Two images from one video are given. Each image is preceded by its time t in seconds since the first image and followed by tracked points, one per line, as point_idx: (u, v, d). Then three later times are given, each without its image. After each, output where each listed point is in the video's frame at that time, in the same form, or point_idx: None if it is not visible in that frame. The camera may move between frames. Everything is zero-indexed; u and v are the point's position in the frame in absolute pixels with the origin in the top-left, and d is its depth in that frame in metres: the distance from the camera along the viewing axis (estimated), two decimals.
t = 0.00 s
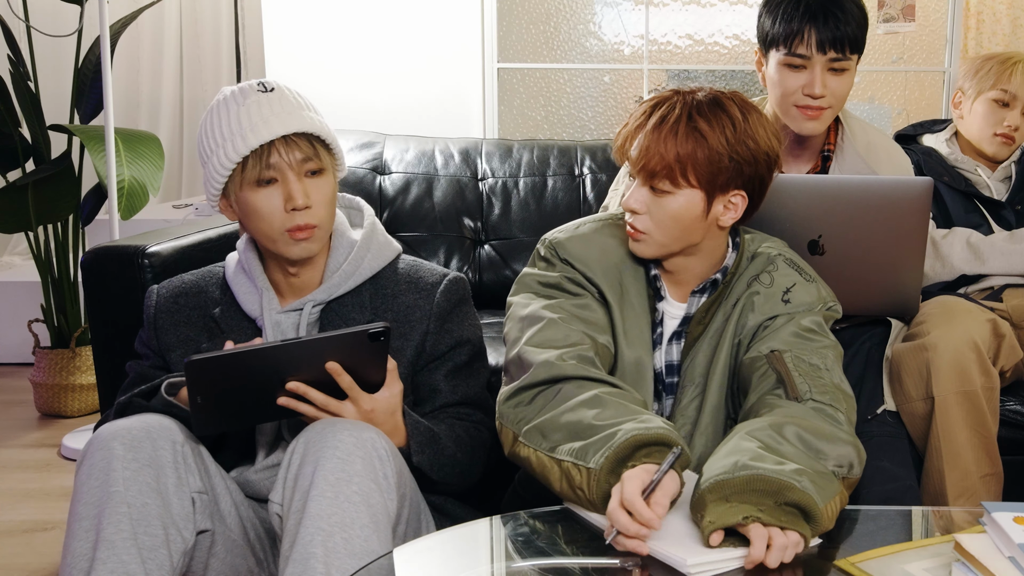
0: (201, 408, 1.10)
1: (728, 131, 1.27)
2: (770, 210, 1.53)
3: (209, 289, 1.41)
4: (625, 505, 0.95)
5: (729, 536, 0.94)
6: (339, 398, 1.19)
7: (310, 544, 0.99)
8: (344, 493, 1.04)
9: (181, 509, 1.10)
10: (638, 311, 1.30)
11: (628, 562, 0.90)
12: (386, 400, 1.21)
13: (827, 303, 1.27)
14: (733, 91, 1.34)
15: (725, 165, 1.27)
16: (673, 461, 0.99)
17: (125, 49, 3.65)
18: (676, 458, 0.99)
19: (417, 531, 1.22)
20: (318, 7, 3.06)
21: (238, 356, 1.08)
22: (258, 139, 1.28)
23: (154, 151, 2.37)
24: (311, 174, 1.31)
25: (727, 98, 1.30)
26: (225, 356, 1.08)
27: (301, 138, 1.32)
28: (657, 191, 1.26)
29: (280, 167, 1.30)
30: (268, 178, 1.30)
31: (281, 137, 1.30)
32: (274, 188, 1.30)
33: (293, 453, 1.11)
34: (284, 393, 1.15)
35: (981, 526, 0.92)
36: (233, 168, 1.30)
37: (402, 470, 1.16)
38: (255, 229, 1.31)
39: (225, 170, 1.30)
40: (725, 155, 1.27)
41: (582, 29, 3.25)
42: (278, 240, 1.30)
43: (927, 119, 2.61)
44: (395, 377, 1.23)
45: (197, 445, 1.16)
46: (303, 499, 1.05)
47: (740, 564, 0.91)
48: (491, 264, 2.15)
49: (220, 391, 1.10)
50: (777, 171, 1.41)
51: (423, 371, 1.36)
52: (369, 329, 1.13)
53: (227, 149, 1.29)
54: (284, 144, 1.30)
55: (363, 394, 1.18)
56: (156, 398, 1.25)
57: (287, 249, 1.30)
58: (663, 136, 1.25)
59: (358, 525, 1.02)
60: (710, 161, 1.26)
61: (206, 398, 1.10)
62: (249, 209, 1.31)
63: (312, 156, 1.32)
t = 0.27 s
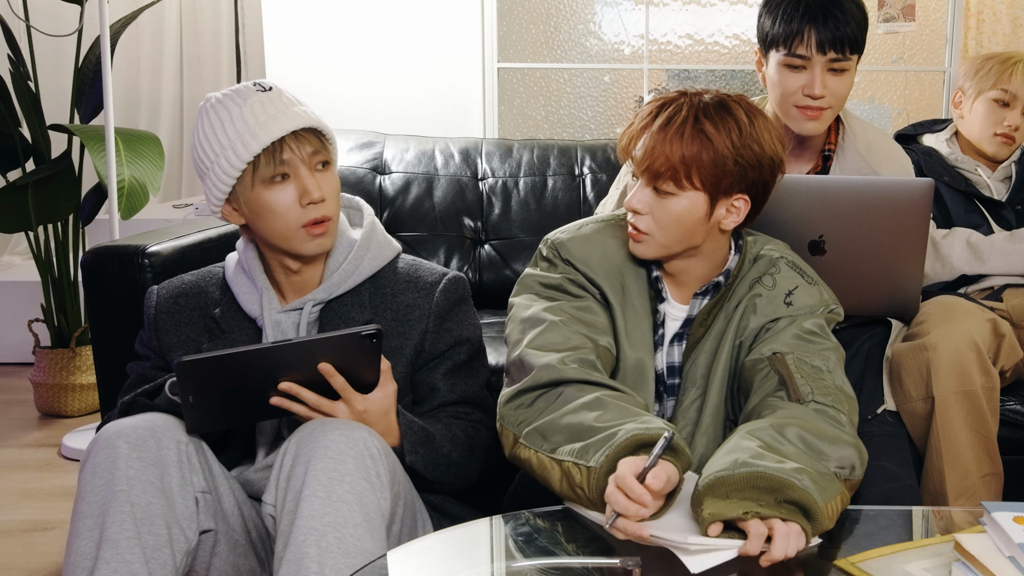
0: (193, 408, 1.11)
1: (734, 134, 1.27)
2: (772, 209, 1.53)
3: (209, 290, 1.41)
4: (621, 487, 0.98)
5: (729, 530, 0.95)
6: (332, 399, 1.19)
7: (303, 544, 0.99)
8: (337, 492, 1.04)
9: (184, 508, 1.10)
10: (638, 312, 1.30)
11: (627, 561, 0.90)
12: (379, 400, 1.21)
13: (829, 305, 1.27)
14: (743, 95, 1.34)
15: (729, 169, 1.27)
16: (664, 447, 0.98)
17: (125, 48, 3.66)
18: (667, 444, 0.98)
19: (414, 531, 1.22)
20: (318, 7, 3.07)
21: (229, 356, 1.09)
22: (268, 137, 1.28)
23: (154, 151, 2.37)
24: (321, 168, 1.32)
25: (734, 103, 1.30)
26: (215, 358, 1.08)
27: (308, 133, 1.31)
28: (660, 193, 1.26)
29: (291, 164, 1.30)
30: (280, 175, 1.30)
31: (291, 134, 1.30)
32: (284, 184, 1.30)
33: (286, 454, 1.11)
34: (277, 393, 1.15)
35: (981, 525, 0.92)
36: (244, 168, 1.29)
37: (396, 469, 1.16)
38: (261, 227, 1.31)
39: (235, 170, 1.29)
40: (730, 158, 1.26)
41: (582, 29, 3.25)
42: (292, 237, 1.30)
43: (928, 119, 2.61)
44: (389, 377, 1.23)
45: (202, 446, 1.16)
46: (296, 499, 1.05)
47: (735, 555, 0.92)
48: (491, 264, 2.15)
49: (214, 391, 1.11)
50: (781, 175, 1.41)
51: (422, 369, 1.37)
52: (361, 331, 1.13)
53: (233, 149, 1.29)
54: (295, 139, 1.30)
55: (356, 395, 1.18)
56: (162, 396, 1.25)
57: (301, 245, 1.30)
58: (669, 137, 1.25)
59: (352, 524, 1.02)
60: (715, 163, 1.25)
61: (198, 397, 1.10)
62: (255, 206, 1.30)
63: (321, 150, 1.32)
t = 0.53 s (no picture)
0: (198, 409, 1.11)
1: (735, 137, 1.27)
2: (771, 209, 1.53)
3: (208, 291, 1.41)
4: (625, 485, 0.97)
5: (725, 527, 0.94)
6: (337, 399, 1.19)
7: (307, 543, 0.99)
8: (342, 492, 1.04)
9: (181, 508, 1.11)
10: (640, 313, 1.30)
11: (628, 561, 0.90)
12: (384, 400, 1.21)
13: (833, 308, 1.27)
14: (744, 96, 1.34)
15: (731, 171, 1.26)
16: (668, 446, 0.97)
17: (125, 48, 3.66)
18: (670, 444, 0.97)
19: (415, 531, 1.22)
20: (318, 7, 3.07)
21: (235, 356, 1.08)
22: (275, 136, 1.27)
23: (154, 150, 2.37)
24: (325, 168, 1.32)
25: (736, 105, 1.30)
26: (223, 357, 1.08)
27: (314, 133, 1.32)
28: (661, 196, 1.26)
29: (297, 163, 1.30)
30: (286, 174, 1.30)
31: (297, 133, 1.30)
32: (287, 184, 1.30)
33: (290, 453, 1.11)
34: (282, 393, 1.15)
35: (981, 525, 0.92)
36: (250, 168, 1.29)
37: (400, 470, 1.15)
38: (265, 226, 1.31)
39: (241, 168, 1.28)
40: (732, 160, 1.26)
41: (582, 29, 3.25)
42: (297, 236, 1.29)
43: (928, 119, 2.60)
44: (393, 377, 1.23)
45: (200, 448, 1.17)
46: (301, 499, 1.05)
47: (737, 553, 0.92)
48: (491, 263, 2.15)
49: (218, 391, 1.10)
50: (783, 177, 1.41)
51: (423, 369, 1.37)
52: (366, 330, 1.13)
53: (240, 149, 1.28)
54: (301, 139, 1.31)
55: (361, 394, 1.18)
56: (151, 398, 1.26)
57: (306, 244, 1.30)
58: (670, 140, 1.25)
59: (357, 523, 1.02)
60: (717, 166, 1.25)
61: (204, 398, 1.10)
62: (259, 205, 1.30)
63: (326, 150, 1.33)
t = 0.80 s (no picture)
0: (200, 409, 1.11)
1: (743, 137, 1.27)
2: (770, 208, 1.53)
3: (208, 289, 1.41)
4: (642, 499, 0.96)
5: (724, 529, 0.94)
6: (339, 399, 1.19)
7: (308, 543, 0.99)
8: (344, 492, 1.04)
9: (179, 508, 1.11)
10: (646, 312, 1.30)
11: (628, 561, 0.90)
12: (385, 399, 1.21)
13: (834, 309, 1.27)
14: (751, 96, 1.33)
15: (739, 172, 1.26)
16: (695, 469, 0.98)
17: (125, 48, 3.66)
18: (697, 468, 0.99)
19: (416, 531, 1.22)
20: (317, 7, 3.07)
21: (238, 355, 1.08)
22: (275, 136, 1.28)
23: (155, 150, 2.37)
24: (324, 169, 1.32)
25: (744, 105, 1.29)
26: (228, 356, 1.08)
27: (314, 133, 1.32)
28: (668, 197, 1.26)
29: (297, 163, 1.30)
30: (285, 174, 1.30)
31: (297, 132, 1.30)
32: (289, 184, 1.30)
33: (292, 452, 1.11)
34: (284, 393, 1.15)
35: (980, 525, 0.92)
36: (249, 167, 1.29)
37: (402, 470, 1.16)
38: (268, 226, 1.31)
39: (241, 166, 1.29)
40: (739, 161, 1.26)
41: (582, 28, 3.25)
42: (297, 236, 1.29)
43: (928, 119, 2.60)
44: (394, 377, 1.23)
45: (199, 447, 1.17)
46: (302, 498, 1.05)
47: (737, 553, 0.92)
48: (491, 263, 2.15)
49: (221, 390, 1.10)
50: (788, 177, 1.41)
51: (423, 369, 1.37)
52: (367, 329, 1.13)
53: (241, 148, 1.28)
54: (300, 139, 1.31)
55: (363, 394, 1.18)
56: (153, 400, 1.27)
57: (305, 244, 1.30)
58: (678, 141, 1.24)
59: (358, 523, 1.02)
60: (724, 167, 1.25)
61: (206, 398, 1.10)
62: (262, 205, 1.30)
63: (326, 151, 1.33)
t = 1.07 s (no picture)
0: (199, 406, 1.11)
1: (750, 137, 1.26)
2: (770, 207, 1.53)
3: (209, 289, 1.41)
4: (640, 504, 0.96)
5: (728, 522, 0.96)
6: (339, 397, 1.19)
7: (308, 543, 0.99)
8: (343, 492, 1.04)
9: (179, 508, 1.11)
10: (652, 313, 1.30)
11: (628, 561, 0.90)
12: (385, 399, 1.21)
13: (835, 309, 1.27)
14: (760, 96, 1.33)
15: (746, 172, 1.26)
16: (697, 477, 0.97)
17: (125, 48, 3.66)
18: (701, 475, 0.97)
19: (415, 531, 1.22)
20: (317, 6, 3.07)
21: (239, 353, 1.08)
22: (283, 135, 1.27)
23: (155, 149, 2.37)
24: (330, 168, 1.32)
25: (752, 105, 1.29)
26: (229, 355, 1.08)
27: (321, 133, 1.32)
28: (675, 196, 1.25)
29: (304, 163, 1.30)
30: (291, 174, 1.30)
31: (304, 132, 1.30)
32: (296, 184, 1.30)
33: (292, 452, 1.11)
34: (284, 391, 1.15)
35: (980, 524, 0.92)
36: (256, 165, 1.29)
37: (401, 469, 1.15)
38: (273, 226, 1.30)
39: (247, 165, 1.29)
40: (746, 161, 1.26)
41: (582, 28, 3.24)
42: (301, 237, 1.29)
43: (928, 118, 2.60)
44: (394, 376, 1.23)
45: (198, 447, 1.16)
46: (302, 498, 1.05)
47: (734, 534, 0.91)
48: (491, 263, 2.15)
49: (222, 388, 1.10)
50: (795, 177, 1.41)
51: (423, 368, 1.37)
52: (368, 329, 1.13)
53: (248, 146, 1.28)
54: (308, 139, 1.30)
55: (362, 393, 1.18)
56: (149, 400, 1.28)
57: (307, 244, 1.30)
58: (685, 141, 1.24)
59: (358, 523, 1.02)
60: (732, 167, 1.25)
61: (205, 395, 1.10)
62: (268, 205, 1.30)
63: (333, 151, 1.33)
